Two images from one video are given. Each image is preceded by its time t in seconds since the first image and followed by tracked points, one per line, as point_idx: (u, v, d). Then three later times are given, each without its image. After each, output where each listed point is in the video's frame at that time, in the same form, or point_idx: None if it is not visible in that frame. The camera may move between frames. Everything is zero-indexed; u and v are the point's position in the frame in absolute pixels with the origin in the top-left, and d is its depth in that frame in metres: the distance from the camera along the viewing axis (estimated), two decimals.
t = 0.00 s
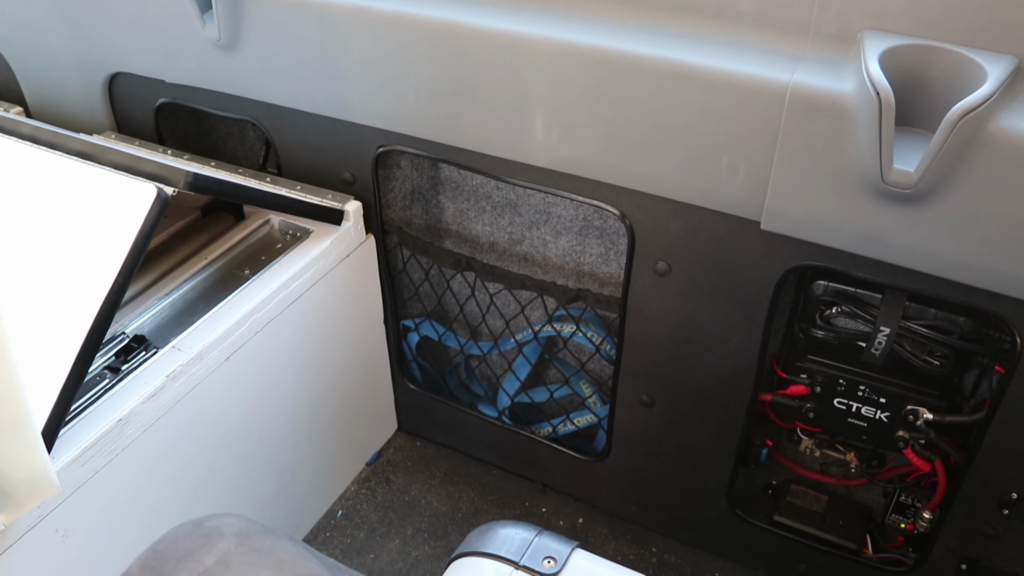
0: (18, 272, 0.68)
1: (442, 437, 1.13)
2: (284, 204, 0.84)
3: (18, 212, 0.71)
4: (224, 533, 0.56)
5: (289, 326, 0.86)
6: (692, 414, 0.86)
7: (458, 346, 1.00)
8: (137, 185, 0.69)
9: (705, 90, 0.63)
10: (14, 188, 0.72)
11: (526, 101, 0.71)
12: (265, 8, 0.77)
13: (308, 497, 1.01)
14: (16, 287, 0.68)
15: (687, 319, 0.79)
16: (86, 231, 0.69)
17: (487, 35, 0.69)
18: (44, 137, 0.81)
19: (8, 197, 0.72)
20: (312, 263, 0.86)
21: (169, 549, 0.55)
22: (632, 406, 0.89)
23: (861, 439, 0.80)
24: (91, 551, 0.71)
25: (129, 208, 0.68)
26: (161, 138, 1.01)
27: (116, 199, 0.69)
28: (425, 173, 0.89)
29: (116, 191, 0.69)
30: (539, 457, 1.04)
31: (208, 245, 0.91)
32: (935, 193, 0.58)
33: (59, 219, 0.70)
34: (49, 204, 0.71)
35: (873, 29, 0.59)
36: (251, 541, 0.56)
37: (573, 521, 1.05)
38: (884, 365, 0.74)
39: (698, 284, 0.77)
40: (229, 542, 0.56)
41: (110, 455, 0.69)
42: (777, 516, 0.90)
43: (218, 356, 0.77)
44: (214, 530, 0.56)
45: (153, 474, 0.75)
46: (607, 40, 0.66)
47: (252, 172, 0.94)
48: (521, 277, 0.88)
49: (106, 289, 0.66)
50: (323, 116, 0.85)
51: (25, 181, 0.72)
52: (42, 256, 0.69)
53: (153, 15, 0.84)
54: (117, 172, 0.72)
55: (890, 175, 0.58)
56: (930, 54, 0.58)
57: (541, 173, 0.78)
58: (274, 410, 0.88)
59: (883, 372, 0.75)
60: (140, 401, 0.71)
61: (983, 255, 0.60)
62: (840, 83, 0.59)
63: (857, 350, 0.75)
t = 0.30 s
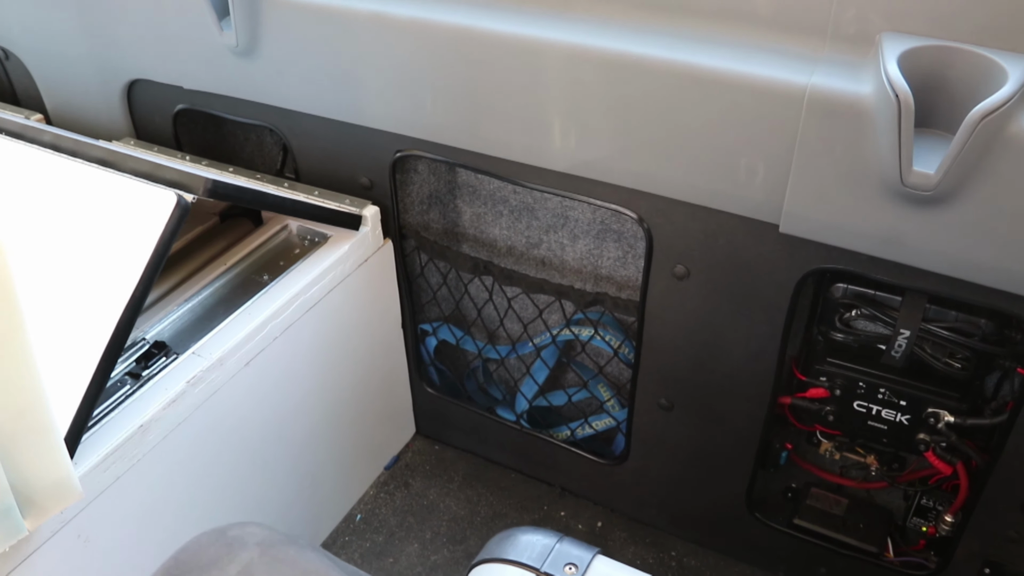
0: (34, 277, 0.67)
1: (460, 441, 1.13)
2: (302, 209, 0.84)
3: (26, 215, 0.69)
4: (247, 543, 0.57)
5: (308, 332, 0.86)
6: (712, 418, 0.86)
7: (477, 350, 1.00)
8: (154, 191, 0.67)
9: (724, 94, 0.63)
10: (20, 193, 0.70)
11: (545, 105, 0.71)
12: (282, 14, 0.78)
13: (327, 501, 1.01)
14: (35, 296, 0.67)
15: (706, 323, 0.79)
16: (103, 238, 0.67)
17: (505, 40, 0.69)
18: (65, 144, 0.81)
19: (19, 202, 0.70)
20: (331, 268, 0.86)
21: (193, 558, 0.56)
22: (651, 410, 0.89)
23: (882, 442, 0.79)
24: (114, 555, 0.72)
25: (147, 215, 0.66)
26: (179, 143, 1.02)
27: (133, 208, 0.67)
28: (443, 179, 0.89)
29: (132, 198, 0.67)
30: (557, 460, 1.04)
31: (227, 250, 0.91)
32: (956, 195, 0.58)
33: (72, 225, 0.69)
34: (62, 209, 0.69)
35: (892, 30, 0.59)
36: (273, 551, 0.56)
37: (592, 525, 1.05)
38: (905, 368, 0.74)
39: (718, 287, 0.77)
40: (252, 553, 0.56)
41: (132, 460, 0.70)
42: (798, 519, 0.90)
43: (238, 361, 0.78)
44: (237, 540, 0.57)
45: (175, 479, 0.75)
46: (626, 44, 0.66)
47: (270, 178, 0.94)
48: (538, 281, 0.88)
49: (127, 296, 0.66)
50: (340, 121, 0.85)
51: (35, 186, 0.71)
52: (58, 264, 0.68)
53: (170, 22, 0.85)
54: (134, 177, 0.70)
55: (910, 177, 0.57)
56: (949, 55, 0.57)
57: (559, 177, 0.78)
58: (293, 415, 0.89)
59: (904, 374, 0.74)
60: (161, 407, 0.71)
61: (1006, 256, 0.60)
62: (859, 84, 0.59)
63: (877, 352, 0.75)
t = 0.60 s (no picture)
0: (41, 297, 0.67)
1: (464, 456, 1.13)
2: (307, 227, 0.84)
3: (33, 235, 0.69)
4: (251, 565, 0.57)
5: (314, 349, 0.87)
6: (717, 434, 0.86)
7: (482, 366, 1.01)
8: (161, 211, 0.67)
9: (728, 112, 0.62)
10: (25, 212, 0.70)
11: (548, 124, 0.71)
12: (287, 33, 0.78)
13: (332, 517, 1.01)
14: (42, 317, 0.67)
15: (711, 341, 0.79)
16: (111, 258, 0.67)
17: (508, 60, 0.69)
18: (72, 164, 0.81)
19: (24, 221, 0.70)
20: (337, 286, 0.87)
21: None
22: (655, 426, 0.90)
23: (886, 458, 0.79)
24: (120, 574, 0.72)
25: (154, 235, 0.66)
26: (186, 161, 1.02)
27: (137, 224, 0.67)
28: (447, 196, 0.90)
29: (139, 218, 0.68)
30: (562, 476, 1.04)
31: (233, 268, 0.92)
32: (959, 214, 0.58)
33: (78, 244, 0.68)
34: (67, 230, 0.69)
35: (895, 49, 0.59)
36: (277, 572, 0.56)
37: (598, 540, 1.06)
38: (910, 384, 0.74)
39: (722, 306, 0.77)
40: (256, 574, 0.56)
41: (139, 478, 0.70)
42: (803, 534, 0.90)
43: (244, 379, 0.78)
44: (241, 561, 0.57)
45: (181, 497, 0.75)
46: (629, 63, 0.65)
47: (276, 195, 0.95)
48: (543, 298, 0.89)
49: (133, 315, 0.66)
50: (345, 139, 0.86)
51: (38, 207, 0.70)
52: (65, 283, 0.68)
53: (174, 40, 0.85)
54: (140, 197, 0.70)
55: (912, 197, 0.58)
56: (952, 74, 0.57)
57: (563, 195, 0.78)
58: (299, 431, 0.89)
59: (909, 391, 0.75)
60: (168, 425, 0.71)
61: (1010, 274, 0.59)
62: (860, 103, 0.58)
63: (881, 369, 0.75)
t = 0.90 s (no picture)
0: (50, 290, 0.67)
1: (470, 454, 1.14)
2: (315, 223, 0.84)
3: (42, 227, 0.68)
4: (259, 560, 0.57)
5: (321, 345, 0.87)
6: (723, 436, 0.86)
7: (488, 364, 1.01)
8: (170, 205, 0.66)
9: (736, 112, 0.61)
10: (32, 203, 0.69)
11: (559, 122, 0.71)
12: (297, 28, 0.78)
13: (336, 514, 1.01)
14: (51, 309, 0.67)
15: (719, 341, 0.79)
16: (117, 251, 0.67)
17: (519, 57, 0.69)
18: (81, 157, 0.81)
19: (33, 211, 0.69)
20: (344, 282, 0.87)
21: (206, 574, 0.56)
22: (662, 426, 0.90)
23: (893, 461, 0.79)
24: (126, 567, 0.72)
25: (162, 229, 0.65)
26: (194, 156, 1.02)
27: (147, 219, 0.66)
28: (455, 194, 0.89)
29: (148, 211, 0.67)
30: (568, 475, 1.04)
31: (241, 263, 0.92)
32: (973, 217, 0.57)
33: (86, 237, 0.68)
34: (77, 222, 0.68)
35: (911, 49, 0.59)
36: (285, 567, 0.56)
37: (602, 540, 1.06)
38: (919, 387, 0.74)
39: (731, 306, 0.77)
40: (264, 569, 0.56)
41: (145, 472, 0.70)
42: (808, 537, 0.90)
43: (250, 374, 0.78)
44: (249, 557, 0.57)
45: (187, 491, 0.75)
46: (641, 62, 0.65)
47: (285, 191, 0.95)
48: (551, 296, 0.89)
49: (141, 309, 0.66)
50: (354, 135, 0.85)
51: (49, 197, 0.70)
52: (72, 276, 0.67)
53: (183, 35, 0.85)
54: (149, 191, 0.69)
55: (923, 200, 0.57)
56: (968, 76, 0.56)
57: (573, 194, 0.78)
58: (306, 427, 0.89)
59: (917, 394, 0.74)
60: (174, 420, 0.71)
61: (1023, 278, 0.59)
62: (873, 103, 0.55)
63: (889, 372, 0.74)
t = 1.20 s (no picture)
0: (51, 289, 0.67)
1: (470, 454, 1.14)
2: (316, 222, 0.84)
3: (42, 226, 0.68)
4: (258, 557, 0.57)
5: (322, 344, 0.87)
6: (724, 434, 0.86)
7: (489, 364, 1.01)
8: (170, 204, 0.66)
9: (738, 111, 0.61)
10: (28, 203, 0.68)
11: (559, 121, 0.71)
12: (298, 28, 0.78)
13: (337, 514, 1.01)
14: (52, 308, 0.67)
15: (719, 340, 0.79)
16: (118, 250, 0.67)
17: (518, 55, 0.69)
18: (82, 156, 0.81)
19: (30, 211, 0.69)
20: (344, 282, 0.87)
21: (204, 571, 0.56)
22: (662, 425, 0.90)
23: (894, 459, 0.79)
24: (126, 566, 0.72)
25: (163, 228, 0.66)
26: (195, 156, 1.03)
27: (147, 218, 0.67)
28: (456, 193, 0.90)
29: (149, 210, 0.67)
30: (569, 474, 1.04)
31: (242, 262, 0.92)
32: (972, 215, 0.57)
33: (86, 236, 0.68)
34: (77, 221, 0.69)
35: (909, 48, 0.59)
36: (284, 565, 0.56)
37: (603, 539, 1.06)
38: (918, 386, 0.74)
39: (732, 304, 0.77)
40: (263, 566, 0.56)
41: (145, 472, 0.70)
42: (809, 535, 0.90)
43: (251, 374, 0.78)
44: (247, 554, 0.57)
45: (188, 491, 0.75)
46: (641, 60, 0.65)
47: (286, 191, 0.95)
48: (551, 295, 0.89)
49: (141, 308, 0.66)
50: (355, 135, 0.86)
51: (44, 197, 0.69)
52: (73, 275, 0.67)
53: (184, 34, 0.85)
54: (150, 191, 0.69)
55: (921, 198, 0.57)
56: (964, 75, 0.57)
57: (573, 193, 0.78)
58: (307, 426, 0.89)
59: (917, 393, 0.74)
60: (174, 419, 0.71)
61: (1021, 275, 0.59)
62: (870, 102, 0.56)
63: (890, 370, 0.75)
